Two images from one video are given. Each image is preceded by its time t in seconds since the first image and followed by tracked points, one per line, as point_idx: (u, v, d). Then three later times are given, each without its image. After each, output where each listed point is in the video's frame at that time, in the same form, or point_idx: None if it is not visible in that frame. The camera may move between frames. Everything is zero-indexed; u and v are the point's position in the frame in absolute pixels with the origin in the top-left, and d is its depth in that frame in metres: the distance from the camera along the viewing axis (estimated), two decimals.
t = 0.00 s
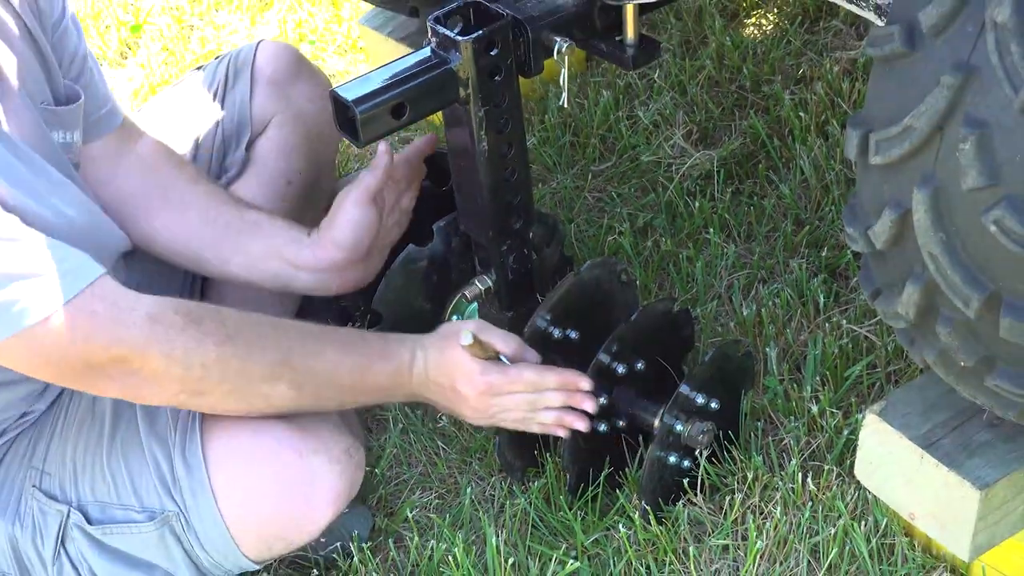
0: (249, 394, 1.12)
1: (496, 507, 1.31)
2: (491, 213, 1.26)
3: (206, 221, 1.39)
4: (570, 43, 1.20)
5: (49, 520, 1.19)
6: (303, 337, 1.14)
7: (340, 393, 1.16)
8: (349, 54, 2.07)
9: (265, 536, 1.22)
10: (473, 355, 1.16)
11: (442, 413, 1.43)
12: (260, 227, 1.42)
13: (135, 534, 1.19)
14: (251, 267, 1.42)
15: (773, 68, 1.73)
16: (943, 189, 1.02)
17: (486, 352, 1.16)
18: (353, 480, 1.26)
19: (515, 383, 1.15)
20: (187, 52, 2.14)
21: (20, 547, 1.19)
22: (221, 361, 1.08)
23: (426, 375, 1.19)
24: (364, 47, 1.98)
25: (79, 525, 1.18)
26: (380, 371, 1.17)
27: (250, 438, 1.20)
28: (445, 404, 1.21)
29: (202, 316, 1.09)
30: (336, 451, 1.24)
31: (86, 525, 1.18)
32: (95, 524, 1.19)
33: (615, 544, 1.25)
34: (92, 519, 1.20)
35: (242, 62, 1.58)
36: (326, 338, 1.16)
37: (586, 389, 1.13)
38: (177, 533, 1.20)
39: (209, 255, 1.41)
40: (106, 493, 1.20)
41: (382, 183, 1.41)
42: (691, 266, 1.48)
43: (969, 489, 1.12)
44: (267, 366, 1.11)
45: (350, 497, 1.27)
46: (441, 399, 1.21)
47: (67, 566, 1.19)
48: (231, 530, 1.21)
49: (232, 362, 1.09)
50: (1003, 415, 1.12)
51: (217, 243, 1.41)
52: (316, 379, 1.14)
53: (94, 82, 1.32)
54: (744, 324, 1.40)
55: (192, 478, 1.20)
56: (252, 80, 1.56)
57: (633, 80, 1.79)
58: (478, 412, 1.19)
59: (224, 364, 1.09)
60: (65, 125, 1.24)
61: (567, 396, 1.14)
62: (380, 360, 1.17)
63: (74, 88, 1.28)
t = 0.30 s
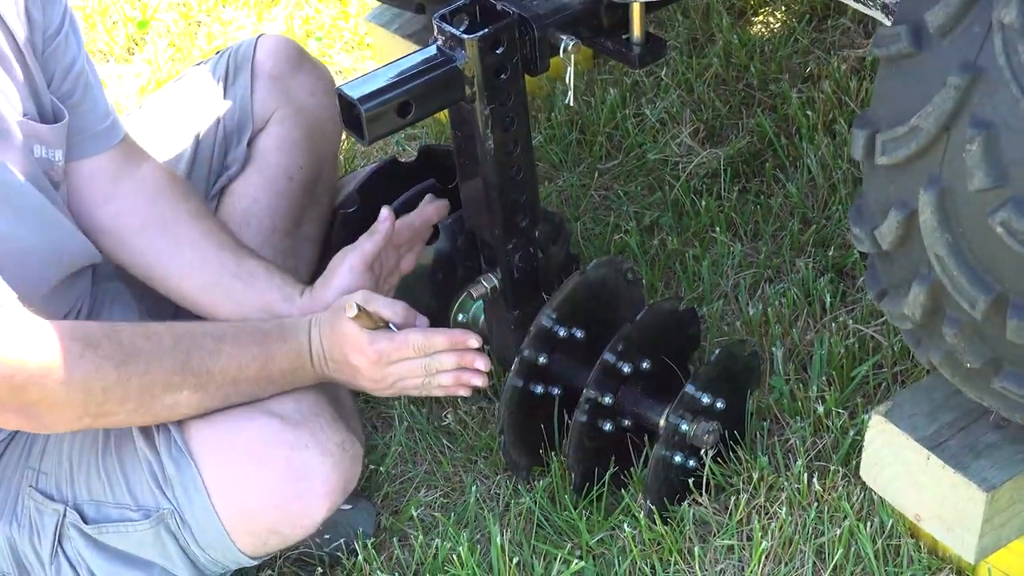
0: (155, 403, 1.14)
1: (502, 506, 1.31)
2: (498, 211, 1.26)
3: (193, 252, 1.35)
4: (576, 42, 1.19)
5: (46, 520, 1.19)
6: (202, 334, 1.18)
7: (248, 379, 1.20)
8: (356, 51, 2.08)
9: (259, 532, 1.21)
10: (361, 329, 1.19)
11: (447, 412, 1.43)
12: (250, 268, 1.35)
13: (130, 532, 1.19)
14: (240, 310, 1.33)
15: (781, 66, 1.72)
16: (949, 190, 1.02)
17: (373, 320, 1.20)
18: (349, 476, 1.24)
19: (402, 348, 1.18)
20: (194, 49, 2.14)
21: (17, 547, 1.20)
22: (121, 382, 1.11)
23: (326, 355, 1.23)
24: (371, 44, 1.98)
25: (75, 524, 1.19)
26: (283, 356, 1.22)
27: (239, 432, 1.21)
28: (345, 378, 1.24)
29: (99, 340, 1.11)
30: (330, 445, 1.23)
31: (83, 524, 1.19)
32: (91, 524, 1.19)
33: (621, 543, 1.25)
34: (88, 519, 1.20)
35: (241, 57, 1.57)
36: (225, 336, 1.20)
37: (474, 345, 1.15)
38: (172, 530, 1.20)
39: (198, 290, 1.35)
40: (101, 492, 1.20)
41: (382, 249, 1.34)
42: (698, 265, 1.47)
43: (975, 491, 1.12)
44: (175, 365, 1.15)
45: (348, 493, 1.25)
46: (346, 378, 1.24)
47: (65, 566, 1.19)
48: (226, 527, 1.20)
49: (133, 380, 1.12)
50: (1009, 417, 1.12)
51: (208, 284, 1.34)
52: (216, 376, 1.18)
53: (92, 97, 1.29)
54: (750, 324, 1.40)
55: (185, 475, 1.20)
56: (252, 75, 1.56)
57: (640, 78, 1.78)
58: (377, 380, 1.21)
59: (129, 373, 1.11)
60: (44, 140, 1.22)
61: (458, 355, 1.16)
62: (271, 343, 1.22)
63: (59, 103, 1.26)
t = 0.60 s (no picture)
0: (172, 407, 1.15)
1: (515, 510, 1.31)
2: (513, 216, 1.26)
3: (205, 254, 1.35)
4: (591, 46, 1.21)
5: (59, 522, 1.19)
6: (220, 337, 1.19)
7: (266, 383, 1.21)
8: (372, 54, 2.09)
9: (272, 535, 1.20)
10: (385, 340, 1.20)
11: (462, 417, 1.44)
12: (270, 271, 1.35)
13: (142, 535, 1.19)
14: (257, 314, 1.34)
15: (797, 71, 1.72)
16: (964, 198, 1.02)
17: (398, 332, 1.20)
18: (361, 479, 1.24)
19: (426, 360, 1.19)
20: (211, 52, 2.15)
21: (32, 548, 1.20)
22: (140, 384, 1.11)
23: (345, 362, 1.24)
24: (387, 47, 1.98)
25: (88, 526, 1.19)
26: (303, 363, 1.23)
27: (253, 436, 1.21)
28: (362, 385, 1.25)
29: (119, 342, 1.11)
30: (344, 448, 1.23)
31: (96, 526, 1.19)
32: (104, 526, 1.19)
33: (634, 549, 1.25)
34: (101, 521, 1.20)
35: (259, 60, 1.59)
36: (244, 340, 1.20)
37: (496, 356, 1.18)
38: (184, 533, 1.20)
39: (216, 294, 1.35)
40: (114, 494, 1.20)
41: (402, 256, 1.35)
42: (713, 270, 1.47)
43: (991, 500, 1.12)
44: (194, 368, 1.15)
45: (361, 495, 1.25)
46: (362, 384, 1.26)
47: (78, 567, 1.19)
48: (239, 531, 1.20)
49: (151, 383, 1.12)
50: None
51: (223, 289, 1.35)
52: (235, 380, 1.18)
53: (114, 100, 1.30)
54: (765, 330, 1.39)
55: (197, 478, 1.19)
56: (269, 77, 1.57)
57: (655, 83, 1.78)
58: (395, 388, 1.23)
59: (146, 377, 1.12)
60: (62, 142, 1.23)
61: (481, 367, 1.19)
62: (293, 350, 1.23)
63: (80, 105, 1.26)
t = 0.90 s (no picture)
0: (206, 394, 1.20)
1: (531, 506, 1.35)
2: (530, 220, 1.30)
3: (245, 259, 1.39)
4: (606, 55, 1.25)
5: (92, 514, 1.24)
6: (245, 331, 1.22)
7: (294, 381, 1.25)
8: (396, 62, 2.12)
9: (299, 530, 1.25)
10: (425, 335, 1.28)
11: (479, 415, 1.48)
12: (298, 277, 1.38)
13: (173, 529, 1.23)
14: (291, 312, 1.38)
15: (808, 79, 1.76)
16: (968, 203, 1.05)
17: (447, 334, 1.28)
18: (384, 478, 1.29)
19: (482, 355, 1.29)
20: (239, 59, 2.20)
21: (65, 539, 1.25)
22: (175, 376, 1.15)
23: (382, 362, 1.29)
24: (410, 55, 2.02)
25: (120, 519, 1.23)
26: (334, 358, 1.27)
27: (281, 433, 1.25)
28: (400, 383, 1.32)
29: (155, 335, 1.16)
30: (367, 446, 1.28)
31: (127, 519, 1.23)
32: (135, 518, 1.24)
33: (646, 544, 1.29)
34: (132, 514, 1.24)
35: (286, 69, 1.62)
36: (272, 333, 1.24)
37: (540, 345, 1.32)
38: (213, 528, 1.24)
39: (243, 290, 1.39)
40: (145, 488, 1.25)
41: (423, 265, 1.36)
42: (725, 274, 1.51)
43: (993, 498, 1.16)
44: (225, 365, 1.19)
45: (383, 493, 1.30)
46: (402, 382, 1.32)
47: (109, 558, 1.24)
48: (266, 525, 1.24)
49: (186, 375, 1.16)
50: None
51: (249, 284, 1.39)
52: (267, 375, 1.23)
53: (155, 101, 1.36)
54: (775, 331, 1.43)
55: (226, 473, 1.24)
56: (295, 86, 1.60)
57: (670, 90, 1.82)
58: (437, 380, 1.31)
59: (179, 368, 1.16)
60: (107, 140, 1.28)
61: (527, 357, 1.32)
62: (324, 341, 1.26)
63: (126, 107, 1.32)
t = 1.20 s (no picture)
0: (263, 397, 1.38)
1: (551, 490, 1.51)
2: (552, 233, 1.47)
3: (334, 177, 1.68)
4: (619, 88, 1.42)
5: (165, 490, 1.41)
6: (285, 334, 1.40)
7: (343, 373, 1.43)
8: (435, 96, 2.29)
9: (347, 508, 1.42)
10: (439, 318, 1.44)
11: (506, 410, 1.65)
12: (382, 196, 1.67)
13: (236, 504, 1.41)
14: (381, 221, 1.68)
15: (803, 112, 1.92)
16: (939, 220, 1.21)
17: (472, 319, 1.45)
18: (421, 462, 1.48)
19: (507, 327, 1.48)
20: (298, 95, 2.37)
21: (140, 511, 1.43)
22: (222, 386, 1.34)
23: (419, 345, 1.45)
24: (448, 88, 2.20)
25: (189, 494, 1.41)
26: (374, 348, 1.44)
27: (332, 422, 1.42)
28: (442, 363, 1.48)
29: (205, 346, 1.33)
30: (407, 434, 1.47)
31: (196, 494, 1.41)
32: (202, 494, 1.41)
33: (654, 524, 1.45)
34: (200, 490, 1.42)
35: (338, 100, 1.83)
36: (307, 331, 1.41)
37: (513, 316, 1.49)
38: (271, 504, 1.41)
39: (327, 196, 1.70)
40: (211, 467, 1.42)
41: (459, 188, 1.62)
42: (727, 285, 1.67)
43: (963, 485, 1.30)
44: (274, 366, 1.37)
45: (419, 477, 1.48)
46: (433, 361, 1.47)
47: (179, 528, 1.42)
48: (318, 502, 1.41)
49: (232, 382, 1.34)
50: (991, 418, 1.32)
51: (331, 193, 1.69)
52: (310, 369, 1.40)
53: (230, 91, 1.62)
54: (771, 336, 1.58)
55: (284, 454, 1.41)
56: (348, 114, 1.81)
57: (680, 120, 1.98)
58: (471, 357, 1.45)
59: (233, 372, 1.34)
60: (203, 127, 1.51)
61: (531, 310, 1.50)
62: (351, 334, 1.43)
63: (211, 92, 1.58)
